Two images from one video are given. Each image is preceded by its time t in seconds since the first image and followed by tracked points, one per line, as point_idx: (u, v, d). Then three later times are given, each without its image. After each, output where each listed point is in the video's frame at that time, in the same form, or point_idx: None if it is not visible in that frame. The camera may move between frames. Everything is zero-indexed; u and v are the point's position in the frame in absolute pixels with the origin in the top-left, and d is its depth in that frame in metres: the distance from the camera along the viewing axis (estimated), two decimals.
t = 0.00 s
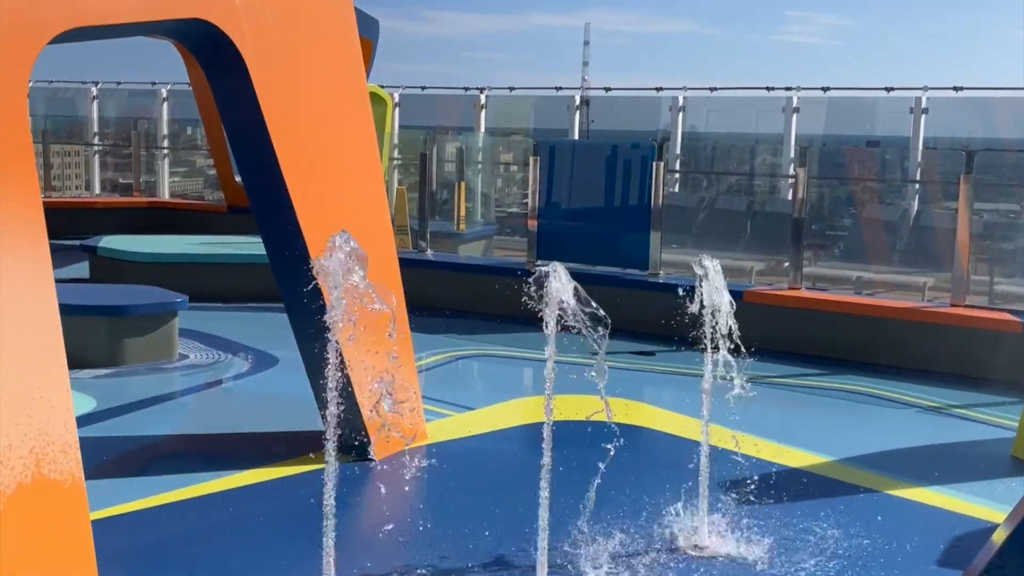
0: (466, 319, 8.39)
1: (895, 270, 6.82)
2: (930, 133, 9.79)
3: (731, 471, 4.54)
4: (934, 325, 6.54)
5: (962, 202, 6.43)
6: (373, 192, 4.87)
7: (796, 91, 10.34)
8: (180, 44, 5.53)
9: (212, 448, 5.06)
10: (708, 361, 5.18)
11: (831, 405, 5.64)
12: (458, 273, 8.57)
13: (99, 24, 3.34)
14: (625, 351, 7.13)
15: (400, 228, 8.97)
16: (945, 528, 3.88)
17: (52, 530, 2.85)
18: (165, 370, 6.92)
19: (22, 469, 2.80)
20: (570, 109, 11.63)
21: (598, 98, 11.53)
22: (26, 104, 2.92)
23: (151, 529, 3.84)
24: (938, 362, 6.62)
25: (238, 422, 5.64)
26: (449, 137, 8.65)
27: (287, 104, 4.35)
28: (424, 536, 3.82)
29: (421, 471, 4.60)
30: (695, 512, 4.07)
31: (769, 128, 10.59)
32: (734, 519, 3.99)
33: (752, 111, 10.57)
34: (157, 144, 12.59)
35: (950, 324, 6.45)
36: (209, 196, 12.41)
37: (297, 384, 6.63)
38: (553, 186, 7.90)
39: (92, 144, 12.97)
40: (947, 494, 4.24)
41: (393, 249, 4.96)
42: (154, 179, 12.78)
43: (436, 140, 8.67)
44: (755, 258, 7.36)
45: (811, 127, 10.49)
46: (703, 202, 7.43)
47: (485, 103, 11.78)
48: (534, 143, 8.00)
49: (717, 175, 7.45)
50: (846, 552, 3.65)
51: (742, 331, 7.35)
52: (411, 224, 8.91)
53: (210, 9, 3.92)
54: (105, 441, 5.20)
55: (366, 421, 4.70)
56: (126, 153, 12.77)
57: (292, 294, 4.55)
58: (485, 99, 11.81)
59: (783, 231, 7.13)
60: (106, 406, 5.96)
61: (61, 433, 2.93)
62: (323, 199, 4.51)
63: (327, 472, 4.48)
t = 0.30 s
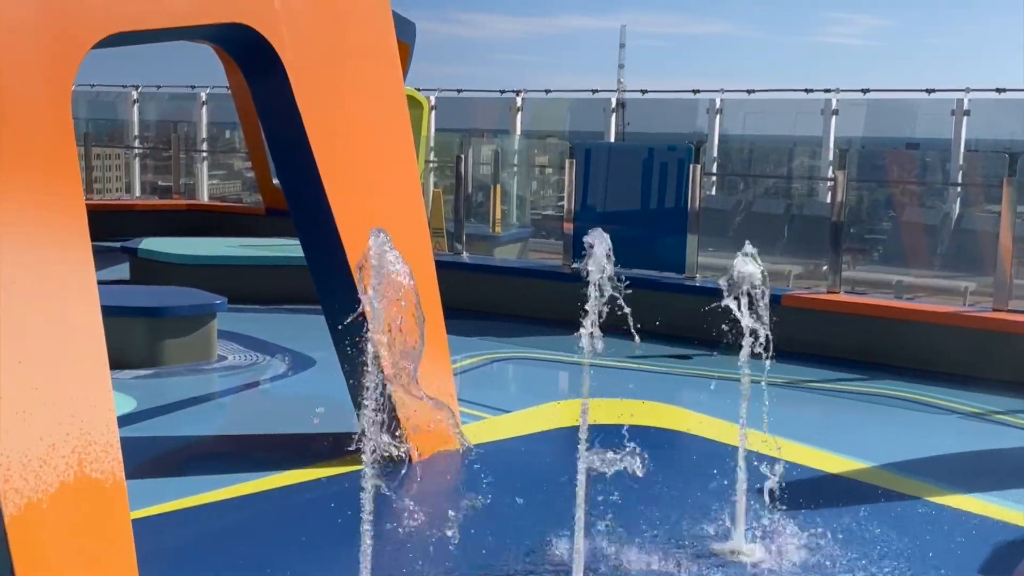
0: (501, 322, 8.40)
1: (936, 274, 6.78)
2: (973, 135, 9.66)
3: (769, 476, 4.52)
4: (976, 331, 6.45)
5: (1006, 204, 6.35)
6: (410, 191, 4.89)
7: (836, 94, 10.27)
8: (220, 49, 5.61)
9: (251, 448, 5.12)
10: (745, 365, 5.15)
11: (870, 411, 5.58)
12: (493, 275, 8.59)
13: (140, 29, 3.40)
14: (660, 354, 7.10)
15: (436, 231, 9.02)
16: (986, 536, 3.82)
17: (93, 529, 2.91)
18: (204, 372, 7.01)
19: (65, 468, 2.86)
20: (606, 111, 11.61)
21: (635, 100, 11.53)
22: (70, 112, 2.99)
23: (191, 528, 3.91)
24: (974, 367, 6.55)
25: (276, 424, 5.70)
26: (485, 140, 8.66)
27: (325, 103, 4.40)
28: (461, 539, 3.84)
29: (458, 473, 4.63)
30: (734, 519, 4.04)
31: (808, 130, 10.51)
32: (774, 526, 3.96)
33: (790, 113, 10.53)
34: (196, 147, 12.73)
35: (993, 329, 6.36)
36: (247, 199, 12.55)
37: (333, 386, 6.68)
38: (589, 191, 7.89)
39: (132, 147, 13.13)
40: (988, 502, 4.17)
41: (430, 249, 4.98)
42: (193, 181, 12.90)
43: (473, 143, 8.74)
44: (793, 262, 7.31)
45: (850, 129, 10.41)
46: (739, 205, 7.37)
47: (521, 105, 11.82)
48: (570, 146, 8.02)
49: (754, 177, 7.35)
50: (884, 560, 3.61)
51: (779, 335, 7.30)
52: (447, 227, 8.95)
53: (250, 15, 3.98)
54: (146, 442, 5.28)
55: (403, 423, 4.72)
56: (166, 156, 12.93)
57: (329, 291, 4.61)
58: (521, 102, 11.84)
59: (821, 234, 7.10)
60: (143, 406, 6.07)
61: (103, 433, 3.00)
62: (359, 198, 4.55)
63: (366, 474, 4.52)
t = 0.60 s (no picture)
0: (535, 325, 8.42)
1: (976, 279, 6.75)
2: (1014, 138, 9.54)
3: (805, 482, 4.49)
4: (1017, 336, 6.39)
5: None
6: (444, 191, 4.92)
7: (874, 97, 10.20)
8: (258, 54, 5.68)
9: (288, 450, 5.19)
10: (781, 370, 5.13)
11: (908, 416, 5.53)
12: (528, 278, 8.62)
13: (183, 36, 3.47)
14: (695, 359, 7.08)
15: (471, 234, 9.05)
16: None
17: (132, 528, 2.97)
18: (242, 373, 7.10)
19: (105, 468, 2.93)
20: (641, 114, 11.60)
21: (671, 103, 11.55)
22: (113, 120, 3.06)
23: (230, 528, 3.96)
24: (1014, 372, 6.48)
25: (312, 425, 5.76)
26: (518, 142, 8.59)
27: (360, 101, 4.43)
28: (496, 541, 3.86)
29: (493, 475, 4.67)
30: (769, 525, 4.02)
31: (845, 133, 10.44)
32: (810, 532, 3.94)
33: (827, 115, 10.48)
34: (234, 150, 12.87)
35: None
36: (283, 202, 12.68)
37: (369, 389, 6.73)
38: (625, 194, 7.88)
39: (171, 150, 13.32)
40: None
41: (465, 253, 5.01)
42: (231, 184, 13.06)
43: (506, 146, 8.66)
44: (830, 266, 7.24)
45: (888, 132, 10.32)
46: (776, 208, 7.33)
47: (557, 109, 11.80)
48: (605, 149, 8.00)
49: (790, 181, 7.30)
50: (922, 567, 3.58)
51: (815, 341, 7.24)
52: (482, 231, 8.95)
53: (289, 20, 4.04)
54: (184, 442, 5.37)
55: (437, 425, 4.76)
56: (204, 159, 13.10)
57: (364, 289, 4.65)
58: (556, 105, 11.84)
59: (860, 239, 7.04)
60: (182, 407, 6.16)
61: (143, 433, 3.06)
62: (393, 196, 4.58)
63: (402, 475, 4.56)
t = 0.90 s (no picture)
0: (569, 328, 8.44)
1: (1018, 285, 6.66)
2: None
3: (843, 488, 4.47)
4: None
5: None
6: (481, 195, 4.95)
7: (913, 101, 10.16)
8: (299, 59, 5.76)
9: (325, 452, 5.24)
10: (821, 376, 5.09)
11: (947, 423, 5.47)
12: (562, 282, 8.63)
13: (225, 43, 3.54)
14: (731, 364, 7.05)
15: (506, 237, 9.08)
16: None
17: (173, 528, 3.04)
18: (279, 375, 7.20)
19: (147, 469, 2.99)
20: (677, 117, 11.60)
21: (707, 107, 11.49)
22: (157, 126, 3.12)
23: (268, 530, 4.02)
24: None
25: (348, 428, 5.83)
26: (555, 145, 8.68)
27: (397, 105, 4.48)
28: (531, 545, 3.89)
29: (526, 478, 4.69)
30: (806, 531, 4.01)
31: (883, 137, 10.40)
32: (846, 539, 3.92)
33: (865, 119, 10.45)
34: (272, 154, 13.05)
35: None
36: (319, 205, 12.83)
37: (404, 391, 6.79)
38: (659, 198, 7.86)
39: (210, 153, 13.55)
40: None
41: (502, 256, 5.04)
42: (268, 187, 13.27)
43: (542, 149, 8.78)
44: (869, 271, 7.20)
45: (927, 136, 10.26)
46: (813, 211, 7.35)
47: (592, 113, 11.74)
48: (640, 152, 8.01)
49: (827, 185, 7.34)
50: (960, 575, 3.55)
51: (852, 346, 7.18)
52: (518, 233, 8.98)
53: (329, 26, 4.09)
54: (224, 443, 5.46)
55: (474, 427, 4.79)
56: (242, 163, 13.32)
57: (400, 290, 4.68)
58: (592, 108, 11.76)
59: (899, 243, 7.02)
60: (220, 408, 6.25)
61: (184, 435, 3.13)
62: (429, 200, 4.62)
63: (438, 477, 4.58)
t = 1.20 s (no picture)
0: (604, 331, 8.45)
1: None
2: None
3: (882, 495, 4.43)
4: None
5: None
6: (518, 198, 4.98)
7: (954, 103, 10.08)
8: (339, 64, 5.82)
9: (362, 454, 5.30)
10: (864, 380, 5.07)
11: (991, 430, 5.41)
12: (596, 285, 8.63)
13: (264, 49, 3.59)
14: (769, 368, 7.01)
15: (542, 239, 9.10)
16: None
17: (213, 528, 3.10)
18: (316, 376, 7.28)
19: (188, 468, 3.05)
20: (713, 120, 11.53)
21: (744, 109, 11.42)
22: (199, 131, 3.18)
23: (306, 530, 4.07)
24: None
25: (385, 429, 5.89)
26: (591, 148, 8.72)
27: (436, 109, 4.52)
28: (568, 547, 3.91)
29: (562, 481, 4.71)
30: (844, 538, 3.98)
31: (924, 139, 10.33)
32: (884, 546, 3.89)
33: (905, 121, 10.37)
34: (309, 156, 13.24)
35: None
36: (355, 207, 13.01)
37: (440, 394, 6.84)
38: (696, 199, 7.95)
39: (247, 156, 13.64)
40: None
41: (538, 259, 5.07)
42: (306, 189, 13.49)
43: (578, 151, 8.80)
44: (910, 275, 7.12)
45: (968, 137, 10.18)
46: (852, 214, 7.30)
47: (628, 115, 11.70)
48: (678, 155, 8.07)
49: (865, 188, 7.26)
50: None
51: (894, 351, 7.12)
52: (553, 236, 9.01)
53: (367, 30, 4.13)
54: (263, 443, 5.54)
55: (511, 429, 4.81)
56: (279, 165, 13.52)
57: (437, 291, 4.72)
58: (628, 111, 11.76)
59: (940, 247, 6.92)
60: (260, 409, 6.34)
61: (225, 435, 3.19)
62: (468, 203, 4.65)
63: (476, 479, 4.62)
